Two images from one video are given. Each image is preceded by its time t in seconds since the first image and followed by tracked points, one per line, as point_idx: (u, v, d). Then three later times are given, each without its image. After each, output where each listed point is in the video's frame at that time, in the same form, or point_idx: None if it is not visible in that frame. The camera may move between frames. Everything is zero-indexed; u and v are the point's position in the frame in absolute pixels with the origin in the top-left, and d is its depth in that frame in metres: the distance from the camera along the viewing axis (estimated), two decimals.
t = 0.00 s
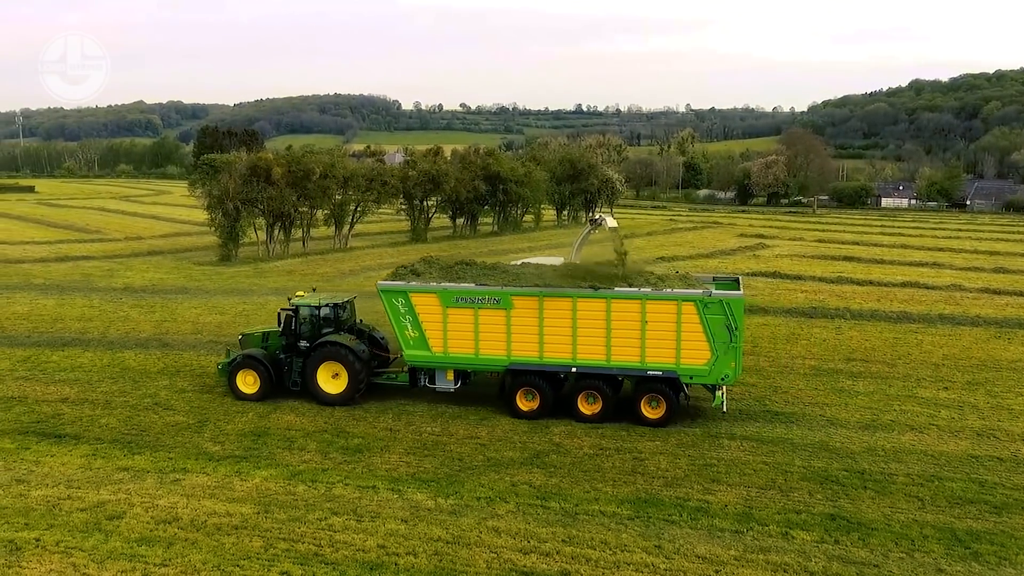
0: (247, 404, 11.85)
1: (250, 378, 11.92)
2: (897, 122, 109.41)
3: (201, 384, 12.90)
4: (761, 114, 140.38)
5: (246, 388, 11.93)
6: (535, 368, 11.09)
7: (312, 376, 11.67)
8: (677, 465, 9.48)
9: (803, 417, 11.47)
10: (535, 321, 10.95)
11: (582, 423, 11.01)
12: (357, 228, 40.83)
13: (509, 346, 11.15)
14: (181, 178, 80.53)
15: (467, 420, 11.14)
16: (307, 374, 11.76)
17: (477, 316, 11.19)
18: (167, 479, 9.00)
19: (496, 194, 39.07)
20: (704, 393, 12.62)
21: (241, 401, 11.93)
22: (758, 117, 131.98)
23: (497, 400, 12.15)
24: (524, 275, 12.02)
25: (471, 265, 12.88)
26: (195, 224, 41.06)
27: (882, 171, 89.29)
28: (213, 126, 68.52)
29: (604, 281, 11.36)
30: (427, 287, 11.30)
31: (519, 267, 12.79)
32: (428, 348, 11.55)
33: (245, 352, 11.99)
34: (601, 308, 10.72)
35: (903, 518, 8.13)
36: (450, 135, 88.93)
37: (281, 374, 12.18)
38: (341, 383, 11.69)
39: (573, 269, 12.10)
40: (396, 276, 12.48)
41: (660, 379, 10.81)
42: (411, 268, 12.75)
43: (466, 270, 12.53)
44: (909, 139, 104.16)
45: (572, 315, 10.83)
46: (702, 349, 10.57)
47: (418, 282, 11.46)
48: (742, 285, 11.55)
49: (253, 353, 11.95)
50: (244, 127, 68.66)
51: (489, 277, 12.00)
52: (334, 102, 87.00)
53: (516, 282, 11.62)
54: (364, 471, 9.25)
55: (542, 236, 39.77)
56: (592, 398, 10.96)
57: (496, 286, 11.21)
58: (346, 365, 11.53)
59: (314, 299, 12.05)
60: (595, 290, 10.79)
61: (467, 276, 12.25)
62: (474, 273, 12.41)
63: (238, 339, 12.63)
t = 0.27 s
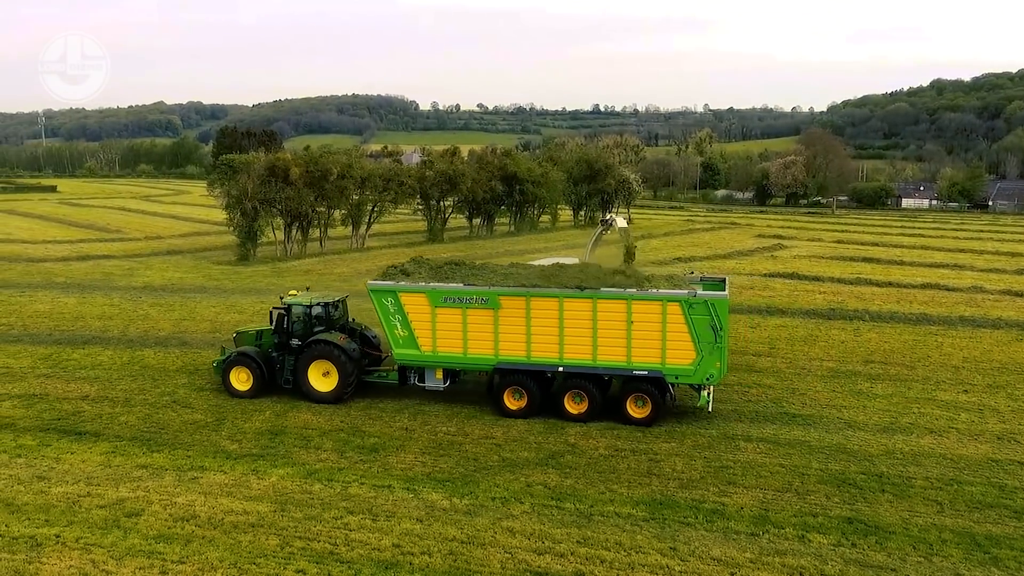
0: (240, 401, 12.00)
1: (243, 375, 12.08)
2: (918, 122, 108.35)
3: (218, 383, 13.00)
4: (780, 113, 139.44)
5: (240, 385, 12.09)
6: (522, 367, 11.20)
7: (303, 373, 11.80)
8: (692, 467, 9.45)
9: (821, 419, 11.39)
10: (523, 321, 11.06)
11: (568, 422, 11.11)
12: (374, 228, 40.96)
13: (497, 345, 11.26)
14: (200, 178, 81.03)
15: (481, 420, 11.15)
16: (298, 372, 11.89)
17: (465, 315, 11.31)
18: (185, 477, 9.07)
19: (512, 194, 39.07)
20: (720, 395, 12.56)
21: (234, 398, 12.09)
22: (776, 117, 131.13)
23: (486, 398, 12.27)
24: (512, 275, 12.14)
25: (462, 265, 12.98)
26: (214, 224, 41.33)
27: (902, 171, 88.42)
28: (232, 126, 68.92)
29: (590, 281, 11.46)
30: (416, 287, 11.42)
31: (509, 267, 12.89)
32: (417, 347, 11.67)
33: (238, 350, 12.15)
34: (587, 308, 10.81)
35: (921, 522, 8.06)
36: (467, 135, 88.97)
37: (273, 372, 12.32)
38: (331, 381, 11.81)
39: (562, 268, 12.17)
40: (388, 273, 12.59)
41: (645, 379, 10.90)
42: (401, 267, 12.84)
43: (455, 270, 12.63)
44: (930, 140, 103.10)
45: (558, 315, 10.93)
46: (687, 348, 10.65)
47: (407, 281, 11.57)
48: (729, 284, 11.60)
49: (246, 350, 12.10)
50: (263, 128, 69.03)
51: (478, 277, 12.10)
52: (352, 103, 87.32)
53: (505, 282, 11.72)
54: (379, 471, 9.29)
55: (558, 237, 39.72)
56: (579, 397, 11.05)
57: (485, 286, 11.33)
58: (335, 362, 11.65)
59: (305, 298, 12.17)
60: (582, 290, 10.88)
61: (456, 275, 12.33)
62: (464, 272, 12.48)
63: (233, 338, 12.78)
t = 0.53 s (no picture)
0: (237, 399, 12.14)
1: (240, 373, 12.20)
2: (939, 122, 107.21)
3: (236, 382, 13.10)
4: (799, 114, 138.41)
5: (237, 383, 12.22)
6: (515, 367, 11.24)
7: (298, 373, 11.90)
8: (709, 470, 9.40)
9: (840, 423, 11.30)
10: (515, 321, 11.07)
11: (560, 422, 11.14)
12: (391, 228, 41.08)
13: (490, 346, 11.29)
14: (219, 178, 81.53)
15: (497, 421, 11.16)
16: (294, 372, 11.99)
17: (458, 315, 11.34)
18: (203, 475, 9.15)
19: (529, 195, 39.06)
20: (737, 397, 12.50)
21: (232, 395, 12.22)
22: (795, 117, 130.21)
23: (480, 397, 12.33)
24: (505, 275, 12.15)
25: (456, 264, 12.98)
26: (233, 224, 41.58)
27: (923, 172, 87.53)
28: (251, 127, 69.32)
29: (582, 281, 11.46)
30: (409, 287, 11.45)
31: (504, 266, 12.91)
32: (411, 346, 11.71)
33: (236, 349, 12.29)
34: (579, 308, 10.81)
35: (941, 527, 7.98)
36: (485, 135, 89.02)
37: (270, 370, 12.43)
38: (325, 380, 11.90)
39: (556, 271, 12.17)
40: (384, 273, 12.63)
41: (637, 379, 10.91)
42: (395, 267, 12.86)
43: (448, 269, 12.65)
44: (952, 141, 101.96)
45: (550, 316, 10.94)
46: (678, 349, 10.64)
47: (401, 281, 11.61)
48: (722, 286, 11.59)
49: (244, 349, 12.23)
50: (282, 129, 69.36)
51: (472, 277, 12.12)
52: (370, 103, 87.58)
53: (499, 281, 11.74)
54: (396, 470, 9.31)
55: (575, 237, 39.65)
56: (570, 397, 11.07)
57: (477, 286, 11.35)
58: (330, 363, 11.73)
59: (301, 298, 12.28)
60: (573, 290, 10.88)
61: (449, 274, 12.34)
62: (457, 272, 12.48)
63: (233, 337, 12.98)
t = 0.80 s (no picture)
0: (239, 396, 12.30)
1: (242, 371, 12.37)
2: (966, 122, 105.77)
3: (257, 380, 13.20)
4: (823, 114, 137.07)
5: (239, 380, 12.38)
6: (509, 366, 11.28)
7: (298, 370, 12.04)
8: (731, 473, 9.34)
9: (864, 426, 11.17)
10: (510, 320, 11.11)
11: (554, 421, 11.19)
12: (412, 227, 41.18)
13: (486, 345, 11.33)
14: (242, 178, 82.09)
15: (517, 422, 11.15)
16: (294, 370, 12.14)
17: (454, 315, 11.39)
18: (225, 473, 9.22)
19: (550, 195, 39.03)
20: (758, 399, 12.40)
21: (233, 392, 12.39)
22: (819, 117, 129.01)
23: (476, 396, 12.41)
24: (501, 275, 12.18)
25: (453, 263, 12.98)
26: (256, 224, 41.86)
27: (949, 173, 86.39)
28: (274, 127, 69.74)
29: (577, 281, 11.46)
30: (406, 287, 11.50)
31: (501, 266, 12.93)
32: (408, 345, 11.78)
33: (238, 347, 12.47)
34: (573, 308, 10.82)
35: (967, 533, 7.87)
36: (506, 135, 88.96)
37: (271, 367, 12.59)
38: (324, 378, 12.04)
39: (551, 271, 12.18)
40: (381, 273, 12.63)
41: (630, 379, 10.92)
42: (393, 267, 12.87)
43: (446, 268, 12.67)
44: (979, 141, 100.54)
45: (544, 316, 10.96)
46: (670, 349, 10.63)
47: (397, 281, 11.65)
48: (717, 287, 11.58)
49: (245, 347, 12.39)
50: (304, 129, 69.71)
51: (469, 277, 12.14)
52: (392, 104, 87.83)
53: (496, 280, 11.76)
54: (416, 470, 9.33)
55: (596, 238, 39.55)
56: (564, 397, 11.11)
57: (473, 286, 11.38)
58: (329, 361, 11.86)
59: (300, 297, 12.43)
60: (567, 290, 10.88)
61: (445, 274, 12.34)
62: (454, 272, 12.46)
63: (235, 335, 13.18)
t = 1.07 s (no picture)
0: (244, 393, 12.41)
1: (247, 368, 12.47)
2: (993, 123, 104.36)
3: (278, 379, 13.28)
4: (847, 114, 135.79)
5: (244, 377, 12.48)
6: (509, 365, 11.29)
7: (302, 368, 12.14)
8: (752, 476, 9.27)
9: (888, 430, 11.06)
10: (510, 320, 11.11)
11: (553, 420, 11.18)
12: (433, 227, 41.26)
13: (486, 344, 11.34)
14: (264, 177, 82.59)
15: (535, 422, 11.14)
16: (298, 367, 12.23)
17: (455, 314, 11.40)
18: (247, 471, 9.28)
19: (571, 195, 38.96)
20: (780, 402, 12.30)
21: (239, 389, 12.49)
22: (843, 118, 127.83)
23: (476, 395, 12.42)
24: (502, 274, 12.18)
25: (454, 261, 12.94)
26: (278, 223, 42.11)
27: (976, 173, 85.23)
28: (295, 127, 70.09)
29: (577, 281, 11.46)
30: (408, 285, 11.51)
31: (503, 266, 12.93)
32: (409, 343, 11.79)
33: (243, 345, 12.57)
34: (573, 308, 10.83)
35: (994, 540, 7.76)
36: (527, 135, 88.86)
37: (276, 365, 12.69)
38: (328, 376, 12.13)
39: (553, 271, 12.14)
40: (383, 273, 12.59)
41: (629, 379, 10.91)
42: (395, 266, 12.83)
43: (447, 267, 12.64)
44: (1007, 141, 99.16)
45: (544, 315, 10.97)
46: (669, 349, 10.63)
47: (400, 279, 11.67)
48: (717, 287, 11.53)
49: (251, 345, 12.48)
50: (326, 130, 69.99)
51: (471, 276, 12.14)
52: (413, 104, 88.01)
53: (497, 280, 11.77)
54: (436, 470, 9.35)
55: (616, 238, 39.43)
56: (563, 396, 11.11)
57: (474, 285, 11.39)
58: (333, 359, 11.95)
59: (304, 296, 12.50)
60: (567, 290, 10.89)
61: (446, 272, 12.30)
62: (455, 271, 12.41)
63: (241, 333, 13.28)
